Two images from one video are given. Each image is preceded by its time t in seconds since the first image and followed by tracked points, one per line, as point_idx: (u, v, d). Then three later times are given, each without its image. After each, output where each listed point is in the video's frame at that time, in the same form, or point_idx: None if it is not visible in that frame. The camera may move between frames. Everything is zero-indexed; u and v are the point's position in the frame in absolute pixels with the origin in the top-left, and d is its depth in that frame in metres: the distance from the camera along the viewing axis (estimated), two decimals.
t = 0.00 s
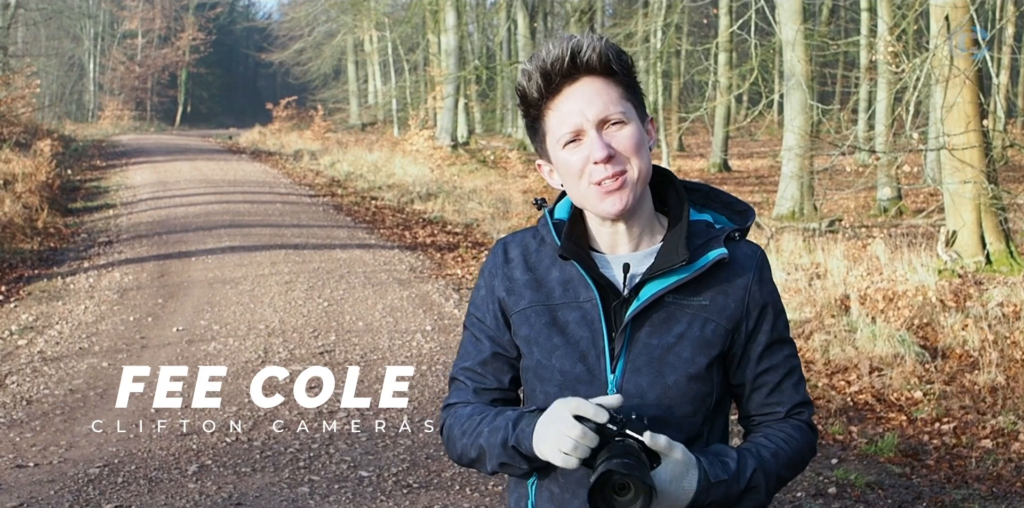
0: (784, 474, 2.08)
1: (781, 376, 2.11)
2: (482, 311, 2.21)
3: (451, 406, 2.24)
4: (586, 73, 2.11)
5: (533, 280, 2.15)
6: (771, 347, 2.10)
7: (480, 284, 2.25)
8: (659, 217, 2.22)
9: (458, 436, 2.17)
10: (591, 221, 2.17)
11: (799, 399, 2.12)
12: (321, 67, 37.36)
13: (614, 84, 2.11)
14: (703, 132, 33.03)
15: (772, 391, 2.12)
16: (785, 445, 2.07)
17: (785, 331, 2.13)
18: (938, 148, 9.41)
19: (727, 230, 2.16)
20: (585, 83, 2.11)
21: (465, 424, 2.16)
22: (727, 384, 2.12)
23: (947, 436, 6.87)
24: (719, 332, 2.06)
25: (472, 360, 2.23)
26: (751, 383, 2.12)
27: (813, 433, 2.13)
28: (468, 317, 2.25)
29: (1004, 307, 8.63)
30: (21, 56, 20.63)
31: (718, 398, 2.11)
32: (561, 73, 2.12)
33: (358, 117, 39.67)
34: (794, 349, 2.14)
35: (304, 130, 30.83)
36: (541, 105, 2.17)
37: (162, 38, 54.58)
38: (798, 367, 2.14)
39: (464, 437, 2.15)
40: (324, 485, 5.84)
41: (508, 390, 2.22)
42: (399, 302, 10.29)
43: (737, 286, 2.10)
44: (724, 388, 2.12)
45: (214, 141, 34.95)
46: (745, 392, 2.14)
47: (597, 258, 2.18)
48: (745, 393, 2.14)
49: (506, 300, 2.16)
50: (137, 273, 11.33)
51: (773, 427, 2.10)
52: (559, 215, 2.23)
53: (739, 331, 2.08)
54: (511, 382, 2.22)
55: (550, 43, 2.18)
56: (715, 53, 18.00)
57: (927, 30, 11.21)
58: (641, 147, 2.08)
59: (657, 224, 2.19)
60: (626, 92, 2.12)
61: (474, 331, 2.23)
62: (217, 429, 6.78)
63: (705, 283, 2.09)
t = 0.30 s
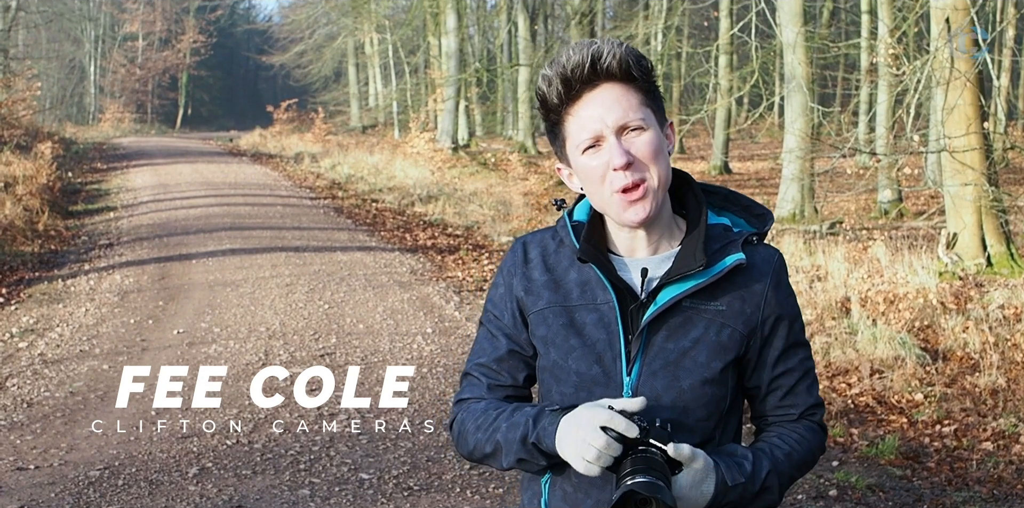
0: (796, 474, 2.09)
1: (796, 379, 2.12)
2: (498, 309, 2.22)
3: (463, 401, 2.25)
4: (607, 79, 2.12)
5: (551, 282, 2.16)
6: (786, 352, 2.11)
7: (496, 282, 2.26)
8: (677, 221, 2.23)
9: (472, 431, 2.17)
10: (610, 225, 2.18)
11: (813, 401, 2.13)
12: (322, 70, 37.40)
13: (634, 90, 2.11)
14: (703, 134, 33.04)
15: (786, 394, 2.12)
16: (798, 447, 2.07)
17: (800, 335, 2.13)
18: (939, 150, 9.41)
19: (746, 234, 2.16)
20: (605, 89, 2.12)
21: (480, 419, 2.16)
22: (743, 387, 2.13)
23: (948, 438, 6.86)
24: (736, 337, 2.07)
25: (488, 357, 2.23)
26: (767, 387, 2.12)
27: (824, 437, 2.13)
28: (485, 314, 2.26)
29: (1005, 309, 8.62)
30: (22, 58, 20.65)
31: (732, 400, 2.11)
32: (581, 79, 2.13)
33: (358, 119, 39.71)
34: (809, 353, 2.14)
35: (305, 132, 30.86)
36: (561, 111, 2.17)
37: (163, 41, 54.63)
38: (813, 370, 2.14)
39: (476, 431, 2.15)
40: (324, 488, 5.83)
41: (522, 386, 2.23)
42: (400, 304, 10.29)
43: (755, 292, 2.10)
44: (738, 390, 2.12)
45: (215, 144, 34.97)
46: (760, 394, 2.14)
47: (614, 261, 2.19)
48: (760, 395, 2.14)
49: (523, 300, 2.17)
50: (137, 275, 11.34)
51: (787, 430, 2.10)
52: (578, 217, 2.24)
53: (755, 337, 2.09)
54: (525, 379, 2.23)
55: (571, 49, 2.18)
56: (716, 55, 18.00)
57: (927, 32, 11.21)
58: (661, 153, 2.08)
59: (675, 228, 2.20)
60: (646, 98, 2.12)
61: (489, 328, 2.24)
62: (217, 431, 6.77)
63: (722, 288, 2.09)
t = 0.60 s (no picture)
0: (785, 473, 2.07)
1: (789, 382, 2.11)
2: (498, 307, 2.23)
3: (460, 398, 2.26)
4: (619, 73, 2.12)
5: (550, 277, 2.18)
6: (781, 354, 2.11)
7: (496, 280, 2.28)
8: (676, 221, 2.25)
9: (468, 426, 2.17)
10: (610, 219, 2.20)
11: (804, 406, 2.11)
12: (322, 72, 37.44)
13: (644, 86, 2.12)
14: (703, 136, 33.06)
15: (779, 396, 2.11)
16: (789, 445, 2.07)
17: (796, 339, 2.14)
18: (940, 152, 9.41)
19: (745, 235, 2.18)
20: (615, 83, 2.12)
21: (475, 415, 2.17)
22: (735, 388, 2.12)
23: (948, 440, 6.85)
24: (731, 334, 2.07)
25: (485, 355, 2.24)
26: (759, 388, 2.11)
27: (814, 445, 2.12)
28: (483, 313, 2.28)
29: (1005, 311, 8.62)
30: (22, 61, 20.66)
31: (725, 401, 2.10)
32: (592, 71, 2.13)
33: (359, 121, 39.76)
34: (804, 356, 2.14)
35: (306, 134, 30.87)
36: (570, 101, 2.17)
37: (163, 43, 54.64)
38: (807, 374, 2.14)
39: (473, 426, 2.16)
40: (325, 490, 5.83)
41: (519, 385, 2.24)
42: (400, 306, 10.30)
43: (751, 288, 2.11)
44: (731, 391, 2.12)
45: (215, 146, 35.00)
46: (752, 396, 2.13)
47: (613, 256, 2.21)
48: (753, 397, 2.13)
49: (522, 294, 2.18)
50: (138, 277, 11.36)
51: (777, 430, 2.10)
52: (578, 214, 2.26)
53: (750, 335, 2.09)
54: (521, 377, 2.24)
55: (586, 41, 2.18)
56: (717, 58, 18.00)
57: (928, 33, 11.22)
58: (666, 150, 2.09)
59: (673, 225, 2.21)
60: (655, 95, 2.12)
61: (488, 327, 2.26)
62: (218, 433, 6.77)
63: (719, 283, 2.11)
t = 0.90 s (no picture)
0: (784, 458, 2.05)
1: (781, 378, 2.11)
2: (489, 317, 2.26)
3: (454, 409, 2.29)
4: (622, 82, 2.11)
5: (539, 282, 2.20)
6: (771, 349, 2.10)
7: (489, 292, 2.31)
8: (663, 223, 2.26)
9: (459, 433, 2.21)
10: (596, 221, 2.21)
11: (798, 403, 2.12)
12: (322, 72, 37.46)
13: (646, 101, 2.11)
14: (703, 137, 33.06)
15: (771, 392, 2.11)
16: (786, 431, 2.05)
17: (785, 337, 2.14)
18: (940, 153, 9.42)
19: (729, 236, 2.20)
20: (616, 93, 2.12)
21: (465, 420, 2.21)
22: (724, 386, 2.12)
23: (949, 441, 6.85)
24: (718, 327, 2.08)
25: (477, 364, 2.27)
26: (749, 385, 2.11)
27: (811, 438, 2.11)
28: (477, 325, 2.30)
29: (1006, 312, 8.62)
30: (22, 61, 20.65)
31: (715, 397, 2.10)
32: (597, 76, 2.12)
33: (359, 121, 39.77)
34: (793, 354, 2.14)
35: (306, 135, 30.87)
36: (573, 97, 2.18)
37: (163, 44, 54.64)
38: (798, 372, 2.14)
39: (464, 430, 2.19)
40: (325, 491, 5.83)
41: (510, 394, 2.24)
42: (401, 307, 10.30)
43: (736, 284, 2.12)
44: (721, 388, 2.12)
45: (216, 147, 34.98)
46: (743, 395, 2.13)
47: (600, 257, 2.22)
48: (743, 395, 2.13)
49: (511, 299, 2.20)
50: (139, 278, 11.36)
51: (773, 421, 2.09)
52: (566, 221, 2.28)
53: (738, 330, 2.10)
54: (514, 385, 2.25)
55: (602, 41, 2.17)
56: (718, 59, 17.99)
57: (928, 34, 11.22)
58: (651, 168, 2.10)
59: (660, 226, 2.22)
60: (656, 112, 2.11)
61: (480, 338, 2.28)
62: (218, 434, 6.77)
63: (704, 280, 2.12)
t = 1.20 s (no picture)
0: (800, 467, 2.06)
1: (785, 384, 2.11)
2: (487, 321, 2.27)
3: (450, 412, 2.30)
4: (631, 86, 2.11)
5: (539, 285, 2.20)
6: (775, 355, 2.11)
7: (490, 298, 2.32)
8: (666, 226, 2.26)
9: (450, 433, 2.23)
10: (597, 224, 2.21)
11: (803, 410, 2.11)
12: (323, 75, 37.47)
13: (655, 107, 2.11)
14: (703, 139, 33.05)
15: (778, 397, 2.11)
16: (800, 437, 2.06)
17: (787, 342, 2.14)
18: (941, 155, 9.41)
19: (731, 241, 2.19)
20: (625, 97, 2.12)
21: (456, 421, 2.23)
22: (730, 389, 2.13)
23: (950, 442, 6.85)
24: (717, 329, 2.08)
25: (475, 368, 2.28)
26: (755, 388, 2.12)
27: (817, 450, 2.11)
28: (477, 329, 2.31)
29: (1006, 314, 8.62)
30: (22, 63, 20.65)
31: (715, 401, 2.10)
32: (607, 80, 2.12)
33: (359, 124, 39.77)
34: (797, 361, 2.14)
35: (306, 137, 30.86)
36: (580, 98, 2.18)
37: (164, 46, 54.64)
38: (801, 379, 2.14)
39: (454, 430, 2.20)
40: (325, 492, 5.83)
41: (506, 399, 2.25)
42: (401, 309, 10.29)
43: (737, 288, 2.12)
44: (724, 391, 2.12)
45: (216, 149, 34.97)
46: (748, 399, 2.14)
47: (600, 259, 2.22)
48: (748, 400, 2.13)
49: (510, 303, 2.22)
50: (139, 279, 11.35)
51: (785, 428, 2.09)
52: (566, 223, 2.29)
53: (740, 334, 2.10)
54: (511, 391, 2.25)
55: (614, 45, 2.17)
56: (719, 60, 17.99)
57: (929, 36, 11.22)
58: (655, 174, 2.10)
59: (661, 229, 2.21)
60: (663, 118, 2.12)
61: (479, 342, 2.29)
62: (219, 435, 6.77)
63: (704, 282, 2.13)
